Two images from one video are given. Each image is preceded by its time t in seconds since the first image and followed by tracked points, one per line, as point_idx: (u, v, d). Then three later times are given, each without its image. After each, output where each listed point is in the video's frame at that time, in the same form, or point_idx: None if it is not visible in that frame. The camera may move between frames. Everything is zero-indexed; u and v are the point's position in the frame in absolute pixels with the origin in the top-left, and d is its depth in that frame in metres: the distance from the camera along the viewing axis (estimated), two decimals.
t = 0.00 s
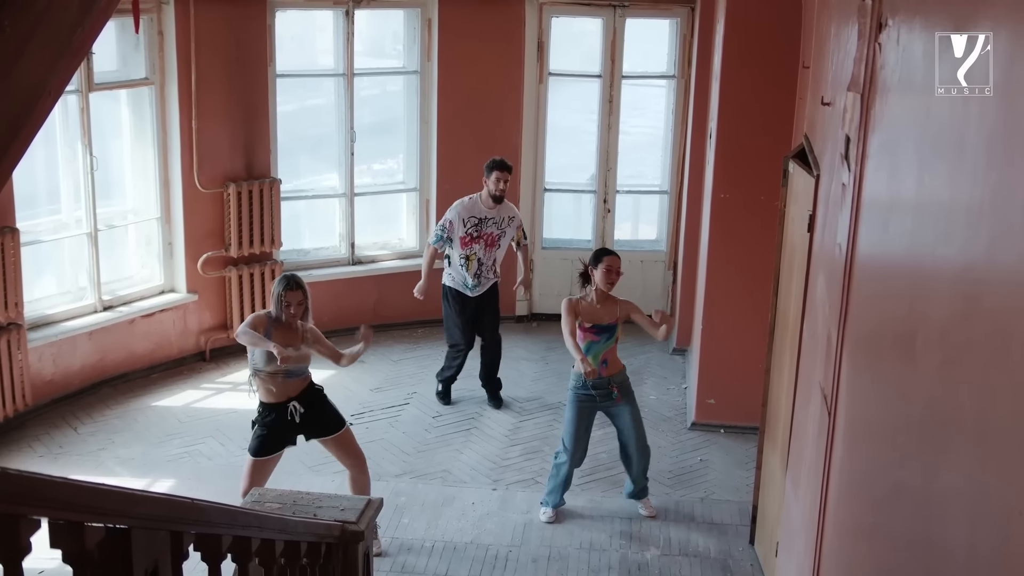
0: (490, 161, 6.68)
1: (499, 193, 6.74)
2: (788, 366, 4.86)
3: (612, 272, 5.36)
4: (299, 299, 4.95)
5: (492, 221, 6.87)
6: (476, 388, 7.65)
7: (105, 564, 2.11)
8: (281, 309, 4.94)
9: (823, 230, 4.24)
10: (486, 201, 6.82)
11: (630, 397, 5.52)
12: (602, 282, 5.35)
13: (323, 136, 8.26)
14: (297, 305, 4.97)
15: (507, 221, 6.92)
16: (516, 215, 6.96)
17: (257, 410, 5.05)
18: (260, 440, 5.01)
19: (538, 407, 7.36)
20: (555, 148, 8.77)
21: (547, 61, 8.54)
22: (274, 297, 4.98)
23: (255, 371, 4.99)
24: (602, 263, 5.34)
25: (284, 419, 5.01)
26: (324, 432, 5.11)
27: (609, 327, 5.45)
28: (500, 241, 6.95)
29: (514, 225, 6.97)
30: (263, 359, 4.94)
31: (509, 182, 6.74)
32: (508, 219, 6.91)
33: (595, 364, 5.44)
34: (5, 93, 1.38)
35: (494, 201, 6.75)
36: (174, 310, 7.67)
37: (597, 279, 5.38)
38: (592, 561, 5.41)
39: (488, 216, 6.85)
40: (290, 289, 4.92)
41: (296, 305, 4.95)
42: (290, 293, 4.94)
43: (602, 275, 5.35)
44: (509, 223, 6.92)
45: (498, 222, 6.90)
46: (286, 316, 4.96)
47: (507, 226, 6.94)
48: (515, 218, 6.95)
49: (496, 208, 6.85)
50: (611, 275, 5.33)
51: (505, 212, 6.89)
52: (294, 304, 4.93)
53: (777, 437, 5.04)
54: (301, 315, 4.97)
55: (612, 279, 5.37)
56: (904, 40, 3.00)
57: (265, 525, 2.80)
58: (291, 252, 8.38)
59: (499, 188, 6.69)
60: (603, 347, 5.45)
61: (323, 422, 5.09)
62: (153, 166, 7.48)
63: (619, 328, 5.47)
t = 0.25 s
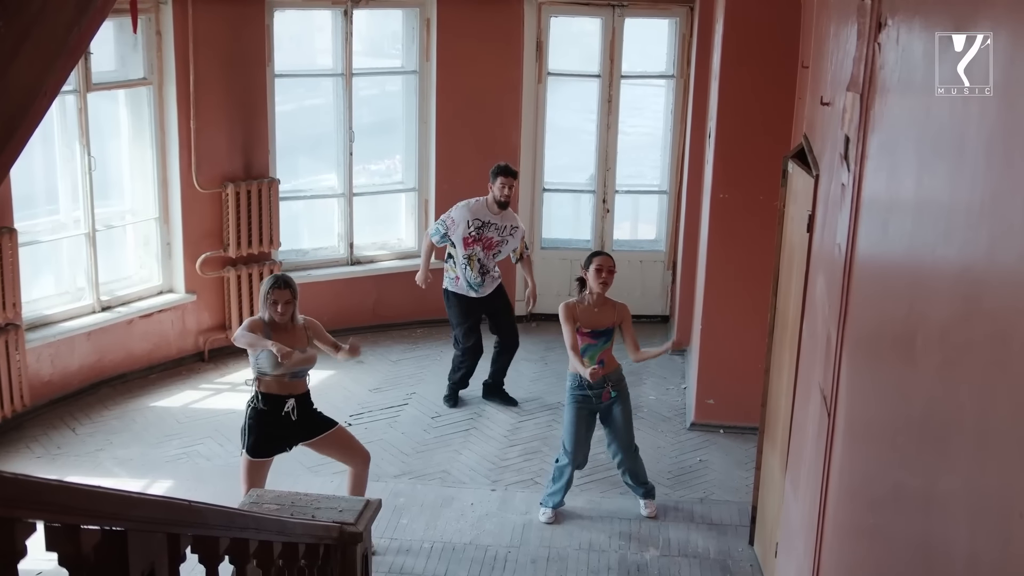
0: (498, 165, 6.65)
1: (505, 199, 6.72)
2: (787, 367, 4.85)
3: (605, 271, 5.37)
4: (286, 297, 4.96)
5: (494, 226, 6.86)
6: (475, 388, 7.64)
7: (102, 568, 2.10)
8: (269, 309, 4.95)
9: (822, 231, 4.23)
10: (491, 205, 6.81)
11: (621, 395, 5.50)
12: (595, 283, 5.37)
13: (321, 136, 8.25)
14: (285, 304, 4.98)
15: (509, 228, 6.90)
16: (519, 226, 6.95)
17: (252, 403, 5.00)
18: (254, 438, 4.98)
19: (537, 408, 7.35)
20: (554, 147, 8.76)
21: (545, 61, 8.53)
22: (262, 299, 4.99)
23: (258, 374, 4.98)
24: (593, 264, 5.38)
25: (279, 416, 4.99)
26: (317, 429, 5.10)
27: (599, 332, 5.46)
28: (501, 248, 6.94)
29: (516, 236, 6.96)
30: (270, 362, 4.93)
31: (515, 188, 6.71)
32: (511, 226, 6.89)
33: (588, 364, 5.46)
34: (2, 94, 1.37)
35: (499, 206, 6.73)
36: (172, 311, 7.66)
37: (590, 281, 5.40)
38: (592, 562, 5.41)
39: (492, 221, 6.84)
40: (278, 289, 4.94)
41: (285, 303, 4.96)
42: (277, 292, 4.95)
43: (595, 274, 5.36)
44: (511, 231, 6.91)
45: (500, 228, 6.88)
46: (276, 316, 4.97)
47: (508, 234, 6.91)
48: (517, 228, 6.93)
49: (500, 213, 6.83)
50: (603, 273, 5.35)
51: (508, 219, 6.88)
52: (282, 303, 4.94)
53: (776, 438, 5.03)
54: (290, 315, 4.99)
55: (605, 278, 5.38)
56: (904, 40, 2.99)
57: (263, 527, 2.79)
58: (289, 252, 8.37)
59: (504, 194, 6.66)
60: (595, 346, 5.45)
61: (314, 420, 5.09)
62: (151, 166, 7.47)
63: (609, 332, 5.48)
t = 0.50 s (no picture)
0: (504, 165, 6.60)
1: (506, 199, 6.68)
2: (787, 368, 4.85)
3: (598, 271, 5.35)
4: (283, 294, 4.97)
5: (495, 226, 6.82)
6: (475, 388, 7.63)
7: (100, 570, 2.09)
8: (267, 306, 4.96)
9: (823, 231, 4.22)
10: (494, 203, 6.78)
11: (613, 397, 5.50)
12: (586, 283, 5.34)
13: (321, 135, 8.24)
14: (282, 301, 4.99)
15: (510, 231, 6.84)
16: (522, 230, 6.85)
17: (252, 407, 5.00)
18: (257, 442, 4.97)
19: (537, 408, 7.34)
20: (555, 147, 8.75)
21: (546, 61, 8.52)
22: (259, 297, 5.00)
23: (257, 375, 5.00)
24: (582, 264, 5.37)
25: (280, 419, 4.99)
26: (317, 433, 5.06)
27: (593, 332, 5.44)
28: (500, 249, 6.89)
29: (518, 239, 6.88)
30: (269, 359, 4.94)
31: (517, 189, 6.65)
32: (512, 229, 6.83)
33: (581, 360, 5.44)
34: None
35: (499, 206, 6.70)
36: (172, 311, 7.65)
37: (581, 282, 5.38)
38: (592, 562, 5.40)
39: (492, 221, 6.81)
40: (275, 285, 4.97)
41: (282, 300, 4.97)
42: (274, 289, 4.97)
43: (586, 274, 5.34)
44: (512, 235, 6.84)
45: (501, 228, 6.84)
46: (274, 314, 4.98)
47: (509, 236, 6.85)
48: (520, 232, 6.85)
49: (501, 213, 6.79)
50: (593, 272, 5.32)
51: (510, 222, 6.82)
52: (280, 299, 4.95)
53: (777, 439, 5.03)
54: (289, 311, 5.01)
55: (597, 278, 5.36)
56: (905, 40, 2.99)
57: (262, 527, 2.78)
58: (289, 252, 8.37)
59: (506, 195, 6.61)
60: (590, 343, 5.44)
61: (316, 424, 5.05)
62: (151, 166, 7.46)
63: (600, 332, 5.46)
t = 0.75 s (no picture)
0: (502, 161, 6.68)
1: (501, 194, 6.75)
2: (790, 368, 4.84)
3: (591, 263, 5.36)
4: (276, 295, 4.92)
5: (491, 219, 6.89)
6: (476, 389, 7.62)
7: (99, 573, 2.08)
8: (260, 307, 4.91)
9: (825, 231, 4.20)
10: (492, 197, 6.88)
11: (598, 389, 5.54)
12: (580, 276, 5.35)
13: (322, 135, 8.23)
14: (276, 302, 4.93)
15: (506, 227, 6.87)
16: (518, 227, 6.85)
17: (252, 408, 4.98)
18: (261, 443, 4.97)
19: (539, 409, 7.32)
20: (556, 147, 8.74)
21: (547, 60, 8.51)
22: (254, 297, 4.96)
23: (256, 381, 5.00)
24: (576, 257, 5.38)
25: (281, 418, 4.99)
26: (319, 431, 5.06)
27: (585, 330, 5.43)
28: (497, 244, 6.93)
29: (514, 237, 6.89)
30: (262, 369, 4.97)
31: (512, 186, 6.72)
32: (508, 224, 6.87)
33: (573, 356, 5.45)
34: None
35: (495, 199, 6.78)
36: (173, 312, 7.65)
37: (575, 275, 5.39)
38: (594, 563, 5.39)
39: (489, 214, 6.89)
40: (269, 287, 4.92)
41: (274, 302, 4.91)
42: (268, 291, 4.92)
43: (578, 267, 5.35)
44: (508, 230, 6.87)
45: (498, 222, 6.90)
46: (266, 316, 4.93)
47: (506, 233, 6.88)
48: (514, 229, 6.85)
49: (499, 208, 6.86)
50: (586, 264, 5.34)
51: (507, 216, 6.86)
52: (272, 303, 4.89)
53: (779, 440, 5.02)
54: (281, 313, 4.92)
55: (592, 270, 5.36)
56: (907, 40, 2.97)
57: (262, 530, 2.78)
58: (291, 252, 8.36)
59: (501, 190, 6.69)
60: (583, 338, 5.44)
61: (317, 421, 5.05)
62: (151, 167, 7.45)
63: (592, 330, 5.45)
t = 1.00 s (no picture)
0: (495, 160, 6.70)
1: (496, 193, 6.77)
2: (792, 369, 4.83)
3: (585, 253, 5.36)
4: (275, 288, 4.97)
5: (490, 220, 6.92)
6: (478, 390, 7.61)
7: None
8: (258, 299, 4.93)
9: (828, 232, 4.19)
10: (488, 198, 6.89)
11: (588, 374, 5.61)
12: (573, 266, 5.35)
13: (324, 137, 8.22)
14: (272, 295, 4.97)
15: (505, 225, 6.88)
16: (516, 224, 6.85)
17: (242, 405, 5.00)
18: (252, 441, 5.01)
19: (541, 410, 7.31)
20: (558, 148, 8.73)
21: (548, 61, 8.49)
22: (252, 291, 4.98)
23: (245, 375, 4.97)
24: (568, 247, 5.37)
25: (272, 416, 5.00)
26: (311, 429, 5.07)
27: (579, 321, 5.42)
28: (499, 244, 6.96)
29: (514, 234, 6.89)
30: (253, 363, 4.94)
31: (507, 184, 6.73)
32: (506, 223, 6.87)
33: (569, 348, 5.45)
34: None
35: (489, 200, 6.82)
36: (175, 314, 7.64)
37: (570, 266, 5.39)
38: (596, 565, 5.38)
39: (486, 215, 6.91)
40: (267, 280, 4.93)
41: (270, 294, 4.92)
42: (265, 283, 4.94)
43: (570, 257, 5.36)
44: (506, 229, 6.87)
45: (496, 223, 6.91)
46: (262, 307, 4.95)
47: (506, 231, 6.89)
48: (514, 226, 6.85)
49: (495, 207, 6.87)
50: (579, 255, 5.33)
51: (503, 216, 6.87)
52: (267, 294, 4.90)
53: (782, 441, 5.00)
54: (279, 306, 4.99)
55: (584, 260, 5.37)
56: (909, 40, 2.96)
57: (263, 533, 2.76)
58: (292, 254, 8.36)
59: (495, 189, 6.73)
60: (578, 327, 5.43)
61: (310, 420, 5.07)
62: (153, 169, 7.45)
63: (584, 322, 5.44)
